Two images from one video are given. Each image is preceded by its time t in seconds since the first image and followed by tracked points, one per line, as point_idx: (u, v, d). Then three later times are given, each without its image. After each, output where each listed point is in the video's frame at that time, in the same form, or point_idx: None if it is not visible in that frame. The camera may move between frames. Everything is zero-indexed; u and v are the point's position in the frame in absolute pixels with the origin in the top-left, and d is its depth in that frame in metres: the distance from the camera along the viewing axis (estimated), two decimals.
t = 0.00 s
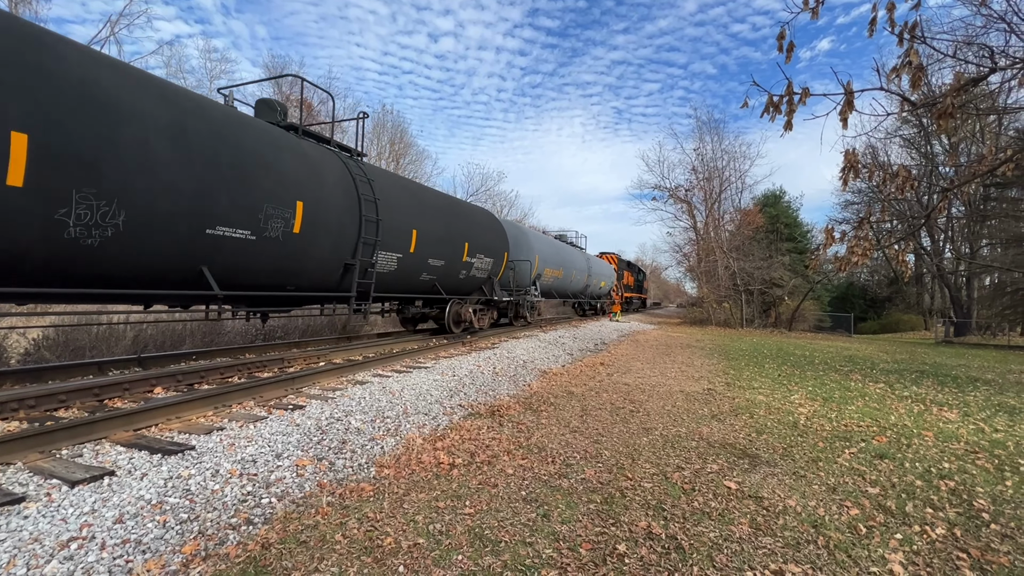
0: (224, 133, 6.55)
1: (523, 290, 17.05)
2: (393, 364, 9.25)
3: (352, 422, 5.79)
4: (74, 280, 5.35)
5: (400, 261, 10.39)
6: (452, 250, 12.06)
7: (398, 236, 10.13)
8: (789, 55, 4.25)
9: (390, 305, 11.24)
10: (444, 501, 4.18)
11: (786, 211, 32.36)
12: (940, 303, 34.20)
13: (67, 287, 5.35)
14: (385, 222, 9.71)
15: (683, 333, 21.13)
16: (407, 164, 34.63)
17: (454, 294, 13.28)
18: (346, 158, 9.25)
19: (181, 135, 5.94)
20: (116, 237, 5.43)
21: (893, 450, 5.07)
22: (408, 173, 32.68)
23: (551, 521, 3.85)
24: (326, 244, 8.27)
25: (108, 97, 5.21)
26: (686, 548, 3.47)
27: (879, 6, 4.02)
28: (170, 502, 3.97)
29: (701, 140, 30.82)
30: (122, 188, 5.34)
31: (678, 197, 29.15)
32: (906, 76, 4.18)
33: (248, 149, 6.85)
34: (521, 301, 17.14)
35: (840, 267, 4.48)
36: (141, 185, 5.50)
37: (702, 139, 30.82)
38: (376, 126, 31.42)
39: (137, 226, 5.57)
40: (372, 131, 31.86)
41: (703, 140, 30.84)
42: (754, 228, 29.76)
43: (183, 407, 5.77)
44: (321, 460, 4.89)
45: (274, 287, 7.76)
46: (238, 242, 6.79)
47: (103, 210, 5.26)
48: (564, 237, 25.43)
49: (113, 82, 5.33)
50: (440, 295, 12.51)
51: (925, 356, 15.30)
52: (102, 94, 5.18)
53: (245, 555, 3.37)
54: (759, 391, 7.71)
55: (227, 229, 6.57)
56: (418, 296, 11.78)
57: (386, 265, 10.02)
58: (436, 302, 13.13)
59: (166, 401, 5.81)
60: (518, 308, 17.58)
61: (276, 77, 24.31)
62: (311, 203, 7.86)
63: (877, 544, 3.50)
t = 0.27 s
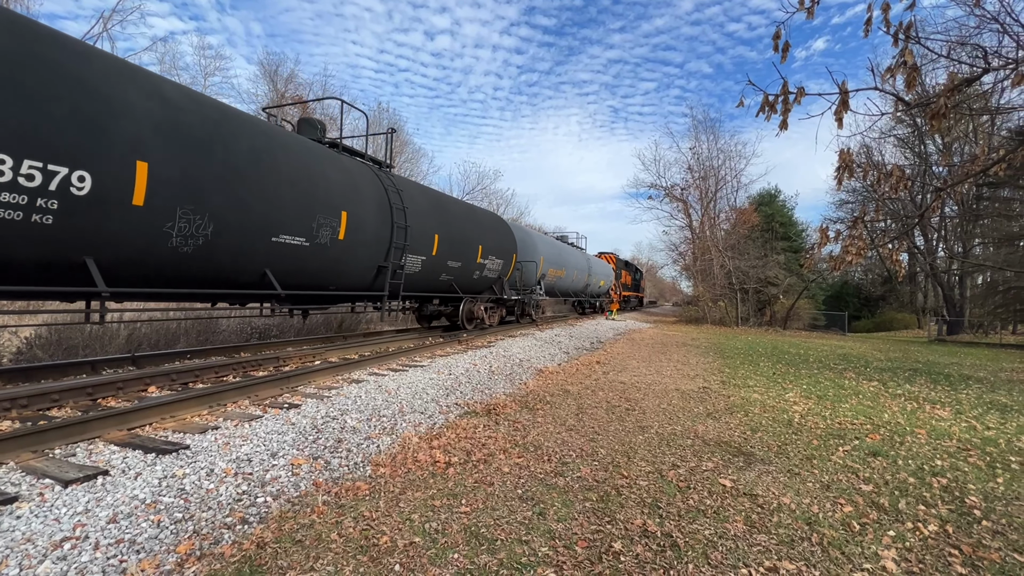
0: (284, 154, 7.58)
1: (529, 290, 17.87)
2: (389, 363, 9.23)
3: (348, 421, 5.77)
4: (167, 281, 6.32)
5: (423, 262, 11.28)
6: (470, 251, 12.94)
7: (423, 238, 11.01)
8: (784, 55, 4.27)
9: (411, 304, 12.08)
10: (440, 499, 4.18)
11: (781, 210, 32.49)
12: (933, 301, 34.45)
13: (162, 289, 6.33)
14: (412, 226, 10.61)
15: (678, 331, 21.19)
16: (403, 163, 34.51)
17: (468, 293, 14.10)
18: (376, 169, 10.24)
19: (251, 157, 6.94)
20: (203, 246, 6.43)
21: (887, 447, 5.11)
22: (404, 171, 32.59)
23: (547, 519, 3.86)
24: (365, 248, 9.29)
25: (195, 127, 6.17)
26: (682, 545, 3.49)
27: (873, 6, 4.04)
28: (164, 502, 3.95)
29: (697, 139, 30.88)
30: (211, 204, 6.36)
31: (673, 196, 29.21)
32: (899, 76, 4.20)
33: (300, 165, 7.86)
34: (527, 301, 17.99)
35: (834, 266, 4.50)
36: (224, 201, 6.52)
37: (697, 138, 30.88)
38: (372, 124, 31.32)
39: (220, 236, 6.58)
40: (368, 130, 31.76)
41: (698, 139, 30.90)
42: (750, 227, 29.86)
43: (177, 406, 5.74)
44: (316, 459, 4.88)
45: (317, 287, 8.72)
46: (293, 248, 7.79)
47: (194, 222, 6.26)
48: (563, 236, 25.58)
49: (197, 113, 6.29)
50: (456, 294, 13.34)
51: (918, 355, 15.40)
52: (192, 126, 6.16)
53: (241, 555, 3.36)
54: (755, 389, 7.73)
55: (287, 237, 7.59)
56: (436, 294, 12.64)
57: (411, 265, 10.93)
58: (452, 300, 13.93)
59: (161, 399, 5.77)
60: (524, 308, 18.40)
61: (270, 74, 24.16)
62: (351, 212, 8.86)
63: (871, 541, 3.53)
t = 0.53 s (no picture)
0: (330, 170, 8.60)
1: (533, 289, 18.73)
2: (385, 361, 9.22)
3: (343, 420, 5.75)
4: (240, 282, 7.33)
5: (442, 263, 12.22)
6: (484, 253, 13.89)
7: (442, 241, 11.97)
8: (781, 54, 4.29)
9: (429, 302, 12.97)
10: (436, 498, 4.18)
11: (777, 209, 32.63)
12: (927, 301, 34.69)
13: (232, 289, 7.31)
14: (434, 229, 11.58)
15: (675, 330, 21.24)
16: (399, 161, 34.42)
17: (480, 292, 14.95)
18: (402, 179, 11.25)
19: (306, 174, 7.94)
20: (267, 251, 7.41)
21: (880, 445, 5.14)
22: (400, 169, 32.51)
23: (543, 518, 3.87)
24: (395, 252, 10.29)
25: (261, 150, 7.15)
26: (677, 543, 3.50)
27: (869, 6, 4.06)
28: (159, 501, 3.94)
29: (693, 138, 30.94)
30: (277, 216, 7.36)
31: (670, 195, 29.27)
32: (895, 77, 4.23)
33: (343, 179, 8.85)
34: (533, 300, 18.85)
35: (829, 265, 4.52)
36: (286, 213, 7.51)
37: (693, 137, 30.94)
38: (368, 123, 31.23)
39: (281, 243, 7.57)
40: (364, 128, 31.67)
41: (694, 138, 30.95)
42: (745, 227, 29.96)
43: (172, 405, 5.71)
44: (312, 458, 4.87)
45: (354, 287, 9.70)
46: (336, 253, 8.77)
47: (261, 231, 7.24)
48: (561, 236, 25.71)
49: (263, 137, 7.28)
50: (469, 293, 14.24)
51: (911, 353, 15.50)
52: (260, 149, 7.16)
53: (236, 554, 3.35)
54: (750, 388, 7.77)
55: (333, 244, 8.59)
56: (452, 293, 13.55)
57: (432, 266, 11.86)
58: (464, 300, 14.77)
59: (155, 398, 5.74)
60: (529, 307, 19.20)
61: (266, 71, 24.03)
62: (384, 220, 9.82)
63: (864, 539, 3.56)
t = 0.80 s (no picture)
0: (364, 182, 9.74)
1: (537, 288, 19.61)
2: (381, 360, 9.20)
3: (339, 418, 5.73)
4: (291, 280, 8.54)
5: (458, 264, 13.32)
6: (495, 254, 14.98)
7: (458, 244, 13.08)
8: (777, 53, 4.29)
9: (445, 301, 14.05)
10: (432, 497, 4.18)
11: (773, 208, 32.74)
12: (921, 300, 34.92)
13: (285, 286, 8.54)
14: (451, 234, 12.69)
15: (671, 329, 21.28)
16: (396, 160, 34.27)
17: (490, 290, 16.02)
18: (423, 188, 12.38)
19: (345, 186, 9.07)
20: (313, 254, 8.59)
21: (875, 444, 5.17)
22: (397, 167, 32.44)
23: (539, 517, 3.88)
24: (419, 255, 11.45)
25: (310, 167, 8.30)
26: (672, 542, 3.51)
27: (865, 6, 4.07)
28: (153, 500, 3.92)
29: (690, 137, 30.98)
30: (322, 223, 8.52)
31: (666, 194, 29.32)
32: (891, 76, 4.24)
33: (377, 191, 10.06)
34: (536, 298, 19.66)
35: (824, 264, 4.54)
36: (329, 221, 8.66)
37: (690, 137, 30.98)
38: (365, 121, 31.15)
39: (324, 247, 8.74)
40: (361, 126, 31.59)
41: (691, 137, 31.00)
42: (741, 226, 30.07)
43: (167, 404, 5.68)
44: (307, 457, 4.86)
45: (382, 285, 10.87)
46: (368, 255, 9.95)
47: (313, 238, 8.47)
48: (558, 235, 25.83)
49: (309, 155, 8.41)
50: (480, 291, 15.32)
51: (905, 352, 15.60)
52: (307, 165, 8.32)
53: (231, 553, 3.34)
54: (745, 386, 7.79)
55: (367, 248, 9.76)
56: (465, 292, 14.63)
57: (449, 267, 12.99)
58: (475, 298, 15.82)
59: (150, 397, 5.71)
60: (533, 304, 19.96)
61: (262, 69, 23.93)
62: (411, 227, 11.02)
63: (858, 536, 3.58)
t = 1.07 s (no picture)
0: (394, 190, 10.62)
1: (541, 288, 20.29)
2: (378, 359, 9.18)
3: (335, 417, 5.70)
4: (332, 282, 9.43)
5: (473, 265, 14.23)
6: (506, 256, 15.87)
7: (473, 247, 13.94)
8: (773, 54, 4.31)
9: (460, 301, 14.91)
10: (428, 496, 4.18)
11: (769, 208, 32.86)
12: (915, 300, 35.15)
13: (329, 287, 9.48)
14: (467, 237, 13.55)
15: (667, 328, 21.32)
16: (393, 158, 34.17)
17: (499, 290, 16.83)
18: (441, 195, 13.27)
19: (378, 195, 9.96)
20: (354, 257, 9.50)
21: (869, 443, 5.18)
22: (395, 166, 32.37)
23: (535, 515, 3.88)
24: (440, 256, 12.34)
25: (351, 180, 9.25)
26: (667, 540, 3.52)
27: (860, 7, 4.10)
28: (147, 499, 3.90)
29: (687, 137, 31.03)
30: (361, 229, 9.43)
31: (663, 194, 29.39)
32: (886, 77, 4.26)
33: (405, 199, 10.98)
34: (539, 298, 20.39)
35: (819, 264, 4.56)
36: (367, 227, 9.56)
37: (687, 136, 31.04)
38: (362, 119, 31.08)
39: (363, 250, 9.66)
40: (358, 124, 31.51)
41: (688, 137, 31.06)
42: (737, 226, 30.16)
43: (162, 403, 5.64)
44: (303, 456, 4.84)
45: (407, 285, 11.74)
46: (397, 258, 10.83)
47: (353, 243, 9.38)
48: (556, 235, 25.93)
49: (348, 167, 9.29)
50: (491, 292, 16.17)
51: (900, 352, 15.69)
52: (347, 176, 9.22)
53: (226, 552, 3.33)
54: (741, 386, 7.81)
55: (397, 251, 10.65)
56: (478, 291, 15.50)
57: (465, 268, 13.86)
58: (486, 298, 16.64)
59: (144, 396, 5.67)
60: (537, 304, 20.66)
61: (258, 66, 23.86)
62: (434, 231, 11.91)
63: (852, 535, 3.60)
